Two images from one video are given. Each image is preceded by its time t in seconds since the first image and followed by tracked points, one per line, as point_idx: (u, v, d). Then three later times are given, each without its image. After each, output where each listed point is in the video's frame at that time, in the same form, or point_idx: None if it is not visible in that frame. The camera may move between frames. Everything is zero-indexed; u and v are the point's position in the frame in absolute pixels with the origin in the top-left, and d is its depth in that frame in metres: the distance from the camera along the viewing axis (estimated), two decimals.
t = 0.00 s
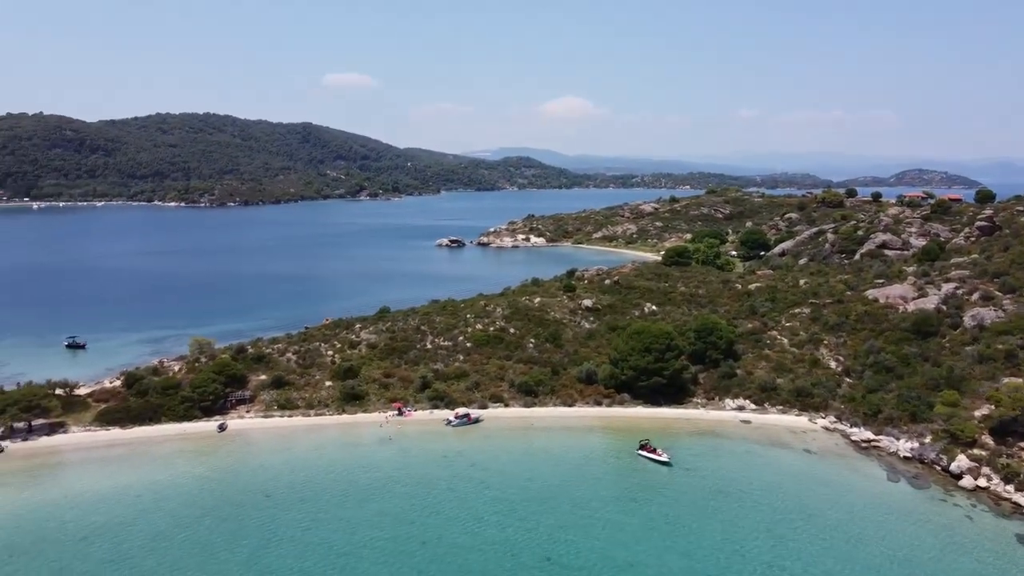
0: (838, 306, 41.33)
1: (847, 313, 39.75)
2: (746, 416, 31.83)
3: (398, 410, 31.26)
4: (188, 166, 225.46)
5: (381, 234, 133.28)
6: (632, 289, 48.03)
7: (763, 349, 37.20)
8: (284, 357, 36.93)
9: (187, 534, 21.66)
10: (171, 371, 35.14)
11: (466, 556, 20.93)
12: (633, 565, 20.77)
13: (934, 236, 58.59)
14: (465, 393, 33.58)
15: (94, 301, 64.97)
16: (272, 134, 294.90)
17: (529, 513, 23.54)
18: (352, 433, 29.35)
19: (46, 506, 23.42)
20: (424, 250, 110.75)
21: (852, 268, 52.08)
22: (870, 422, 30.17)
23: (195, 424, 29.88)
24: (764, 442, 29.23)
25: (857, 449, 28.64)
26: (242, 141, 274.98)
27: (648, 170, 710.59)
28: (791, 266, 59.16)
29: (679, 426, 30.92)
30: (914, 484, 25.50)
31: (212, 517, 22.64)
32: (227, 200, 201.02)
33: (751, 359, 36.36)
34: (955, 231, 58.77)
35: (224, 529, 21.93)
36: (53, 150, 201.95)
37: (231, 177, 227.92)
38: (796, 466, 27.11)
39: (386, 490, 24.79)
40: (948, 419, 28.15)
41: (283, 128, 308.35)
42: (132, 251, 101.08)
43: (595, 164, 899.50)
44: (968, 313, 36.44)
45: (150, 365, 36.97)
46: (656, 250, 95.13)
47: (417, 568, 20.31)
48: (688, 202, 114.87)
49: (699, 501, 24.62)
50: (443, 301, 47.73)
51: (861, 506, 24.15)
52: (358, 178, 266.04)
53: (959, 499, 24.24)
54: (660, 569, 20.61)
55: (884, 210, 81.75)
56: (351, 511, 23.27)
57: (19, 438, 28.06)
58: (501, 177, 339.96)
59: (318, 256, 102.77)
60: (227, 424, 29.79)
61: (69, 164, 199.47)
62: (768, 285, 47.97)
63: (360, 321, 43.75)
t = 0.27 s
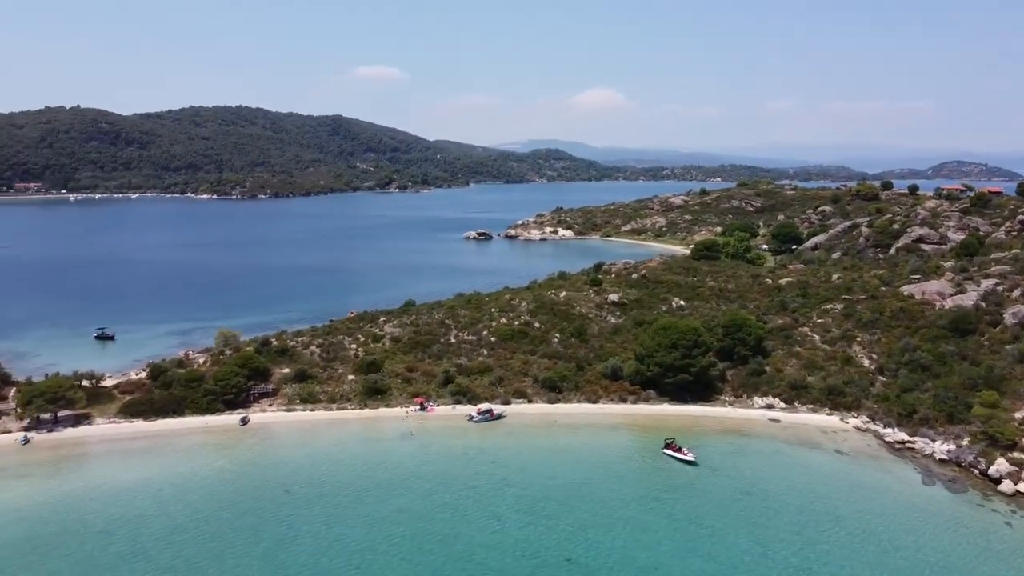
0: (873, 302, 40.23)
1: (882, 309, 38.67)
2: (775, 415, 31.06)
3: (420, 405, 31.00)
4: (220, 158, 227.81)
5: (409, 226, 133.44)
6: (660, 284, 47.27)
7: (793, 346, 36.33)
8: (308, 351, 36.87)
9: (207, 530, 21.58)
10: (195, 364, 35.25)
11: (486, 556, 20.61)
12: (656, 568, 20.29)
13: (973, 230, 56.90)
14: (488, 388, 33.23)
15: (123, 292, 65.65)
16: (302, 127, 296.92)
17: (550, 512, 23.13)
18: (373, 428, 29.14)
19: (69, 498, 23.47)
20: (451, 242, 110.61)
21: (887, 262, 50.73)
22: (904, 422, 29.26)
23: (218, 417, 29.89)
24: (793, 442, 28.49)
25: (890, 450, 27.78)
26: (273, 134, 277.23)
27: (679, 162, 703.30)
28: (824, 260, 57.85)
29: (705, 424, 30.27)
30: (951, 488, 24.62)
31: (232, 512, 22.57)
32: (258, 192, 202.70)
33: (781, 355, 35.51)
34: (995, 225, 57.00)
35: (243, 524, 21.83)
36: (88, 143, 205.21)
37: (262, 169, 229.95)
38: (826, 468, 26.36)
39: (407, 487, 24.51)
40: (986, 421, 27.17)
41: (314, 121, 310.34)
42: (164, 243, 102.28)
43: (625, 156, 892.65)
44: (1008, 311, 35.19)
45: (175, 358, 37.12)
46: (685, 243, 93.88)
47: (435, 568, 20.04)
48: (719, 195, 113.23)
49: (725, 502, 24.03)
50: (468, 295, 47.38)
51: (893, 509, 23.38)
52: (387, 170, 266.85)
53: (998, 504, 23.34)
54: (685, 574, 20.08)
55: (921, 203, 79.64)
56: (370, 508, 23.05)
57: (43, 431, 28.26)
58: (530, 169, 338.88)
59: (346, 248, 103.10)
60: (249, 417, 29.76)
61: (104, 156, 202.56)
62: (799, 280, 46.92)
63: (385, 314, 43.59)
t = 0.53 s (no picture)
0: (908, 296, 39.05)
1: (918, 304, 37.51)
2: (805, 412, 30.25)
3: (442, 398, 30.71)
4: (252, 148, 229.81)
5: (438, 217, 133.42)
6: (688, 276, 46.45)
7: (825, 341, 35.40)
8: (332, 341, 36.77)
9: (225, 522, 21.46)
10: (220, 354, 35.33)
11: (503, 554, 20.22)
12: (678, 569, 19.74)
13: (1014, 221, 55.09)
14: (512, 381, 32.83)
15: (154, 281, 66.38)
16: (333, 117, 298.47)
17: (570, 510, 22.66)
18: (394, 421, 28.89)
19: (90, 489, 23.50)
20: (479, 233, 110.33)
21: (925, 255, 49.29)
22: (940, 421, 28.29)
23: (240, 408, 29.87)
24: (824, 441, 27.69)
25: (925, 450, 26.85)
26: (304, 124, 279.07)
27: (710, 152, 695.29)
28: (858, 252, 56.48)
29: (733, 420, 29.57)
30: (988, 490, 23.68)
31: (250, 505, 22.42)
32: (289, 182, 204.18)
33: (812, 350, 34.62)
34: None
35: (260, 518, 21.67)
36: (123, 133, 208.16)
37: (293, 159, 231.62)
38: (857, 467, 25.55)
39: (426, 481, 24.19)
40: None
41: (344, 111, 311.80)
42: (195, 232, 103.39)
43: (656, 145, 885.88)
44: None
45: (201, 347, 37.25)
46: (716, 234, 92.56)
47: (451, 565, 19.69)
48: (751, 185, 111.40)
49: (751, 502, 23.37)
50: (494, 286, 46.99)
51: (926, 512, 22.54)
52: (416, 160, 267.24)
53: None
54: None
55: (960, 193, 77.53)
56: (388, 503, 22.77)
57: (69, 420, 28.46)
58: (560, 159, 337.33)
59: (374, 238, 103.31)
60: (271, 409, 29.68)
61: (139, 146, 205.43)
62: (832, 272, 45.80)
63: (409, 305, 43.37)
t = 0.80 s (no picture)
0: (948, 291, 37.80)
1: (958, 299, 36.28)
2: (838, 410, 29.38)
3: (467, 391, 30.36)
4: (285, 139, 231.61)
5: (468, 207, 133.16)
6: (720, 269, 45.52)
7: (860, 337, 34.41)
8: (358, 333, 36.63)
9: (245, 516, 21.34)
10: (247, 345, 35.37)
11: (522, 553, 19.85)
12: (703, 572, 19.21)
13: None
14: (537, 375, 32.39)
15: (186, 270, 67.04)
16: (365, 108, 299.58)
17: (593, 509, 22.21)
18: (418, 415, 28.62)
19: (115, 479, 23.56)
20: (509, 223, 109.86)
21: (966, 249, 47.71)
22: (980, 422, 27.27)
23: (264, 399, 29.82)
24: (858, 441, 26.84)
25: (964, 452, 25.90)
26: (337, 115, 280.55)
27: (745, 143, 685.70)
28: (896, 245, 55.00)
29: (763, 418, 28.81)
30: None
31: (271, 499, 22.29)
32: (321, 173, 205.40)
33: (847, 347, 33.66)
34: None
35: (281, 512, 21.52)
36: (160, 124, 210.94)
37: (325, 150, 232.99)
38: (892, 469, 24.71)
39: (447, 478, 23.86)
40: None
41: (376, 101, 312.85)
42: (228, 223, 104.35)
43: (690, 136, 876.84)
44: None
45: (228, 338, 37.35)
46: (749, 226, 91.04)
47: (470, 563, 19.37)
48: (785, 176, 109.32)
49: (781, 504, 22.70)
50: (522, 278, 46.52)
51: (964, 517, 21.69)
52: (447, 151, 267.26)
53: None
54: None
55: (1003, 185, 75.19)
56: (409, 499, 22.50)
57: (96, 409, 28.65)
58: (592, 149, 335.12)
59: (404, 229, 103.37)
60: (295, 401, 29.59)
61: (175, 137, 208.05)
62: (869, 266, 44.57)
63: (436, 296, 43.09)
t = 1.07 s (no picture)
0: (992, 287, 36.45)
1: (1003, 296, 34.96)
2: (875, 410, 28.46)
3: (492, 386, 29.99)
4: (319, 129, 233.09)
5: (499, 198, 132.76)
6: (754, 262, 44.51)
7: (899, 334, 33.34)
8: (384, 325, 36.44)
9: (265, 510, 21.20)
10: (274, 336, 35.37)
11: (544, 552, 19.43)
12: None
13: None
14: (564, 370, 31.89)
15: (218, 260, 67.63)
16: (399, 98, 300.25)
17: (618, 508, 21.69)
18: (442, 409, 28.30)
19: (139, 470, 23.58)
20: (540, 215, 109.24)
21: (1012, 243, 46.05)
22: None
23: (290, 391, 29.74)
24: (895, 442, 25.94)
25: (1008, 456, 24.86)
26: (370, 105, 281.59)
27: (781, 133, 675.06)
28: (938, 239, 53.36)
29: (796, 417, 28.01)
30: None
31: (292, 493, 22.12)
32: (354, 163, 206.30)
33: (885, 344, 32.61)
34: None
35: (302, 506, 21.34)
36: (197, 115, 213.57)
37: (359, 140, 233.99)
38: (931, 473, 23.81)
39: (470, 474, 23.51)
40: None
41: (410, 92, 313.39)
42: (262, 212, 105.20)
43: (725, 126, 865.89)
44: None
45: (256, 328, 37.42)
46: (784, 219, 89.29)
47: (490, 561, 19.01)
48: (823, 167, 107.02)
49: (813, 507, 21.95)
50: (551, 270, 45.97)
51: (1006, 524, 20.80)
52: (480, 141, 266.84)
53: None
54: None
55: None
56: (430, 495, 22.19)
57: (124, 399, 28.79)
58: (625, 140, 332.28)
59: (434, 219, 103.29)
60: (319, 393, 29.46)
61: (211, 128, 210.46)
62: (909, 260, 43.24)
63: (464, 288, 42.75)
